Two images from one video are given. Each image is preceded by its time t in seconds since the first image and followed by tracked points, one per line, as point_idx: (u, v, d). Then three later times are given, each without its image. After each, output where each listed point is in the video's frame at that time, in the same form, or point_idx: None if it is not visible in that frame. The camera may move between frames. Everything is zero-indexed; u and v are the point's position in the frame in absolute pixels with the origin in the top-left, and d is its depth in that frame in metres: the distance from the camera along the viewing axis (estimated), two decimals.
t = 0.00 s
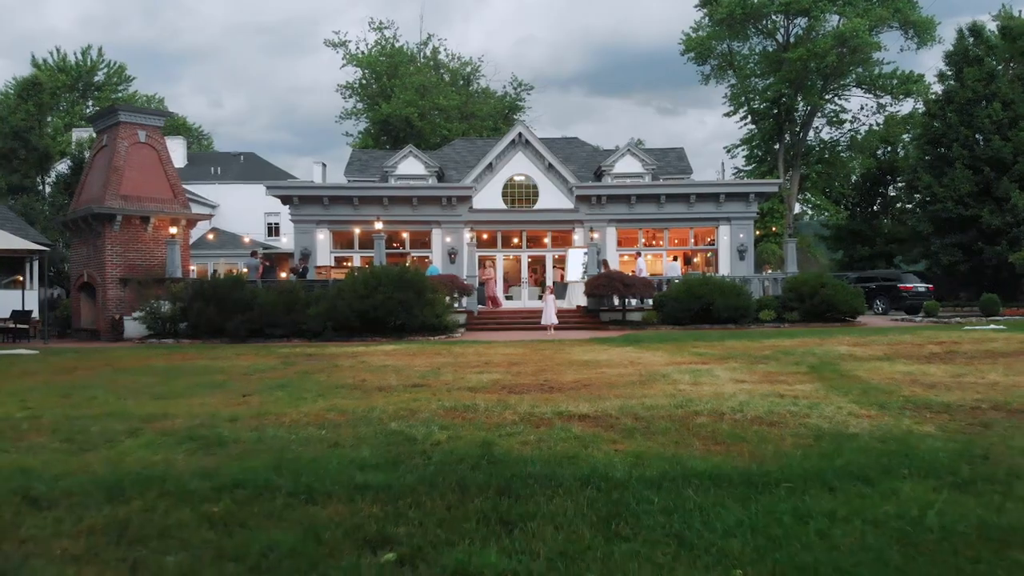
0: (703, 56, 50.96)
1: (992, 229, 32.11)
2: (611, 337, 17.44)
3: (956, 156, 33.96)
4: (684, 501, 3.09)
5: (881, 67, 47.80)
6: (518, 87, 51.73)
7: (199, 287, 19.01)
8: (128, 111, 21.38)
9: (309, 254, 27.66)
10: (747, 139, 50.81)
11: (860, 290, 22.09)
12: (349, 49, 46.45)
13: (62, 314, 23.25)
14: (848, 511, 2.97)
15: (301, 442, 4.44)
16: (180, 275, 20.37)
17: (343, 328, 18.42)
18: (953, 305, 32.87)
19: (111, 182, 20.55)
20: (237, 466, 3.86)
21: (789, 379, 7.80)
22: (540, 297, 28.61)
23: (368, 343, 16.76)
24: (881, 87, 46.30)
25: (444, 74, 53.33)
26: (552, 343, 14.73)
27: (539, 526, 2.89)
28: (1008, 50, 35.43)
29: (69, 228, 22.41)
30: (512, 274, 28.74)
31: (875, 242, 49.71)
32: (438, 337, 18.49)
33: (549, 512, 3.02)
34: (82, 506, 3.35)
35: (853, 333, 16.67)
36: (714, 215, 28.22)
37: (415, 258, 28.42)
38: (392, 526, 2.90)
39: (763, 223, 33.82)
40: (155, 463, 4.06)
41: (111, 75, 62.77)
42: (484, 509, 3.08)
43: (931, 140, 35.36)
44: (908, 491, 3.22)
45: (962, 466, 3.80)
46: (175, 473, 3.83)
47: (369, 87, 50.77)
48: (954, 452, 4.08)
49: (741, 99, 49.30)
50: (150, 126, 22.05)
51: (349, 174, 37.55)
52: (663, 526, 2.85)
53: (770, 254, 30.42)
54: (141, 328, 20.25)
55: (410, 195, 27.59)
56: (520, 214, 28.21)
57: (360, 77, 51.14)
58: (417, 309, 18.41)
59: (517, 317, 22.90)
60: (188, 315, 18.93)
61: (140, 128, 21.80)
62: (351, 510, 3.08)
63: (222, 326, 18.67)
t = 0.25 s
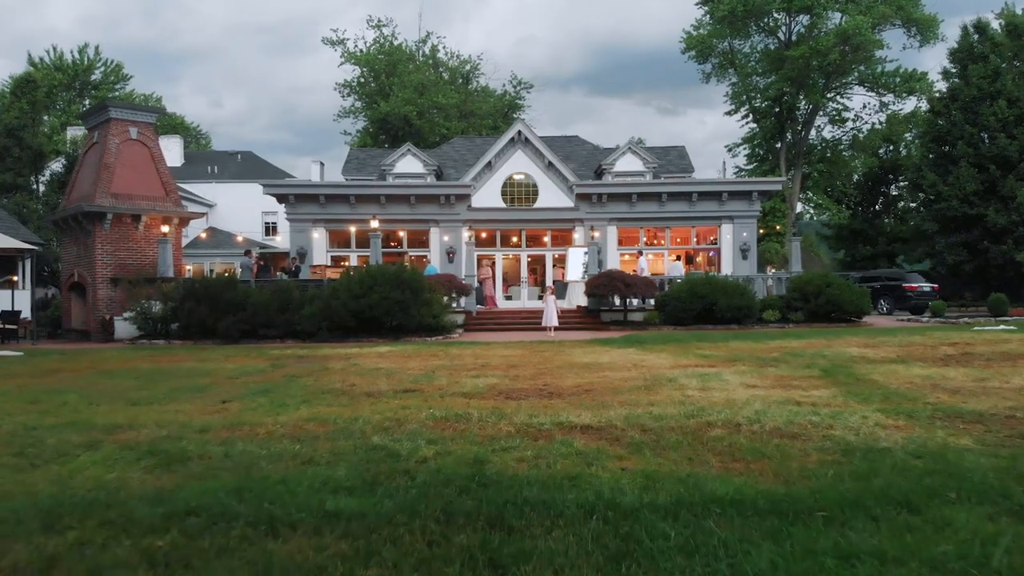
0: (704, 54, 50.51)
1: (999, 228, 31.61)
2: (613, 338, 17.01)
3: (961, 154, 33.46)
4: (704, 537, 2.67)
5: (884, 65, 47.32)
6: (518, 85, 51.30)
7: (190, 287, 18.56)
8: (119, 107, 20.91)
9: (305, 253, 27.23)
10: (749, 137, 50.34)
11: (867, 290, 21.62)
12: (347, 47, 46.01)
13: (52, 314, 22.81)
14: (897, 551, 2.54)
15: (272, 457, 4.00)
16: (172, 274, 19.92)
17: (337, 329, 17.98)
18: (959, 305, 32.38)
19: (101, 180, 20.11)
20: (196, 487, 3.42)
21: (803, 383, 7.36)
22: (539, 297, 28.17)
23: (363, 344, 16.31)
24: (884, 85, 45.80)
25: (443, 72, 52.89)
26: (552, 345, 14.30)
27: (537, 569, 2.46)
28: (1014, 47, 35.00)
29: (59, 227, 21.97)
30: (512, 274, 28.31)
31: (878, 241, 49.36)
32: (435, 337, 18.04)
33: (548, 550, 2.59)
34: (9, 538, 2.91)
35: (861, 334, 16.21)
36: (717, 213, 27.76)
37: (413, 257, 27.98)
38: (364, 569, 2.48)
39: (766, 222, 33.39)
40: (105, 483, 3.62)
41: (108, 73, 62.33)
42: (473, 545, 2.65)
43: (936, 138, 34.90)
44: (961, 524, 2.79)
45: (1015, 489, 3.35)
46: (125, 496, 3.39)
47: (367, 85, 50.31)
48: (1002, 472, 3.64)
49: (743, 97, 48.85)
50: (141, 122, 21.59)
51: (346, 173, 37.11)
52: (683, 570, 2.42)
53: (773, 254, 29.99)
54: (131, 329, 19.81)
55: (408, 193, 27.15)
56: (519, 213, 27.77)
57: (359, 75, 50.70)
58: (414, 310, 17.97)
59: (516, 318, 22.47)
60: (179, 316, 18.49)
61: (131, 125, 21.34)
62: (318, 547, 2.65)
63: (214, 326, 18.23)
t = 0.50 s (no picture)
0: (705, 52, 50.08)
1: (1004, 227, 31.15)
2: (614, 339, 16.58)
3: (967, 152, 32.99)
4: None
5: (886, 63, 46.85)
6: (517, 84, 50.90)
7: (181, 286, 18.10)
8: (109, 103, 20.45)
9: (301, 253, 26.81)
10: (750, 136, 49.89)
11: (873, 289, 21.16)
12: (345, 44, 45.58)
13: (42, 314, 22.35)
14: None
15: (239, 475, 3.61)
16: (163, 273, 19.48)
17: (332, 330, 17.53)
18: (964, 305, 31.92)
19: (91, 177, 19.67)
20: (141, 516, 3.00)
21: (818, 389, 6.92)
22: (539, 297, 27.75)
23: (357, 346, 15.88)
24: (887, 83, 45.35)
25: (443, 70, 52.48)
26: (551, 346, 13.85)
27: None
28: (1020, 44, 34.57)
29: (49, 226, 21.53)
30: (511, 273, 27.89)
31: (880, 241, 49.18)
32: (432, 338, 17.59)
33: None
34: None
35: (870, 335, 15.77)
36: (719, 212, 27.31)
37: (411, 256, 27.55)
38: None
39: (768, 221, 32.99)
40: (40, 510, 3.18)
41: (106, 72, 61.92)
42: None
43: (941, 136, 34.47)
44: None
45: None
46: (57, 528, 2.95)
47: (366, 83, 49.87)
48: None
49: (744, 96, 48.41)
50: (133, 119, 21.13)
51: (344, 171, 36.69)
52: None
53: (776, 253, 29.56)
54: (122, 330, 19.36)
55: (405, 191, 26.71)
56: (519, 211, 27.34)
57: (357, 74, 50.26)
58: (410, 310, 17.51)
59: (515, 318, 22.05)
60: (170, 316, 18.06)
61: (122, 121, 20.88)
62: None
63: (205, 327, 17.81)
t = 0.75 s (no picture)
0: (706, 50, 49.62)
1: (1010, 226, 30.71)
2: (616, 340, 16.19)
3: (972, 150, 32.53)
4: None
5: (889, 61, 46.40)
6: (517, 82, 50.44)
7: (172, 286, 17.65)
8: (100, 99, 20.00)
9: (297, 252, 26.39)
10: (752, 135, 49.41)
11: (879, 289, 20.74)
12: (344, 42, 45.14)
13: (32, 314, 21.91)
14: None
15: (211, 506, 3.32)
16: (155, 273, 19.05)
17: (325, 331, 17.09)
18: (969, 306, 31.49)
19: (80, 175, 19.23)
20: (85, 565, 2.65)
21: (835, 394, 6.53)
22: (539, 297, 27.31)
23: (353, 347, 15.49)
24: (889, 81, 44.89)
25: (442, 69, 52.03)
26: (551, 348, 13.42)
27: None
28: None
29: (39, 224, 21.09)
30: (510, 273, 27.46)
31: (882, 241, 48.77)
32: (430, 339, 17.18)
33: None
34: None
35: (879, 336, 15.37)
36: (722, 210, 26.88)
37: (409, 256, 27.11)
38: None
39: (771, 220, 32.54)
40: None
41: (103, 70, 61.41)
42: None
43: (945, 134, 34.03)
44: None
45: None
46: None
47: (364, 81, 49.43)
48: None
49: (746, 94, 47.93)
50: (124, 115, 20.67)
51: (341, 169, 36.25)
52: None
53: (779, 252, 29.13)
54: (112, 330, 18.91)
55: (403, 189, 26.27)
56: (518, 210, 26.91)
57: (355, 72, 49.80)
58: (407, 310, 17.08)
59: (514, 318, 21.62)
60: (160, 316, 17.61)
61: (113, 118, 20.42)
62: None
63: (196, 328, 17.36)
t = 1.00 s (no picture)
0: (707, 49, 49.16)
1: (1016, 226, 30.27)
2: (618, 342, 15.77)
3: (978, 148, 32.06)
4: None
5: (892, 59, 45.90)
6: (517, 80, 49.97)
7: (162, 286, 17.18)
8: (89, 95, 19.53)
9: (293, 252, 25.96)
10: (753, 134, 48.87)
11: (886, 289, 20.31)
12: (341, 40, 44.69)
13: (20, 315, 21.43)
14: None
15: (165, 562, 2.94)
16: (145, 273, 18.60)
17: (319, 333, 16.65)
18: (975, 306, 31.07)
19: (69, 173, 18.80)
20: None
21: (854, 403, 6.10)
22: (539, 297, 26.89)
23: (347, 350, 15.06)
24: (892, 80, 44.26)
25: (441, 67, 51.59)
26: (550, 351, 13.02)
27: None
28: None
29: (28, 224, 20.64)
30: (509, 273, 27.02)
31: (884, 241, 48.49)
32: (426, 341, 16.74)
33: None
34: None
35: (889, 338, 14.92)
36: (725, 209, 26.44)
37: (406, 256, 26.68)
38: None
39: (773, 219, 32.09)
40: None
41: (99, 69, 60.96)
42: None
43: (950, 132, 33.62)
44: None
45: None
46: None
47: (362, 80, 49.00)
48: None
49: (747, 93, 47.46)
50: (114, 112, 20.19)
51: (339, 168, 35.82)
52: None
53: (783, 252, 28.68)
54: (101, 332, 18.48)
55: (400, 188, 25.83)
56: (518, 209, 26.47)
57: (353, 70, 49.33)
58: (402, 311, 16.63)
59: (513, 319, 21.17)
60: (149, 318, 17.17)
61: (103, 115, 19.95)
62: None
63: (187, 330, 16.92)
